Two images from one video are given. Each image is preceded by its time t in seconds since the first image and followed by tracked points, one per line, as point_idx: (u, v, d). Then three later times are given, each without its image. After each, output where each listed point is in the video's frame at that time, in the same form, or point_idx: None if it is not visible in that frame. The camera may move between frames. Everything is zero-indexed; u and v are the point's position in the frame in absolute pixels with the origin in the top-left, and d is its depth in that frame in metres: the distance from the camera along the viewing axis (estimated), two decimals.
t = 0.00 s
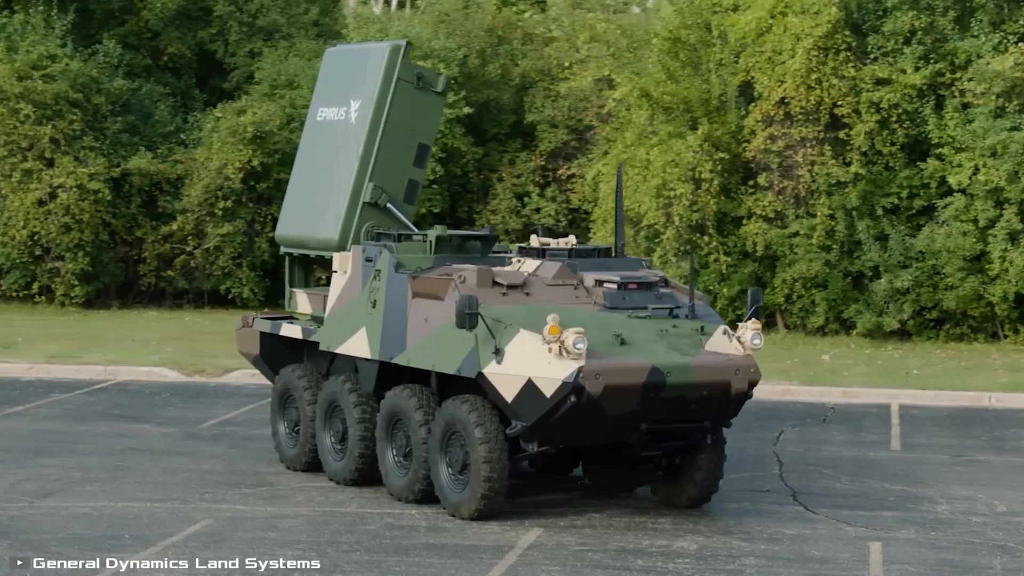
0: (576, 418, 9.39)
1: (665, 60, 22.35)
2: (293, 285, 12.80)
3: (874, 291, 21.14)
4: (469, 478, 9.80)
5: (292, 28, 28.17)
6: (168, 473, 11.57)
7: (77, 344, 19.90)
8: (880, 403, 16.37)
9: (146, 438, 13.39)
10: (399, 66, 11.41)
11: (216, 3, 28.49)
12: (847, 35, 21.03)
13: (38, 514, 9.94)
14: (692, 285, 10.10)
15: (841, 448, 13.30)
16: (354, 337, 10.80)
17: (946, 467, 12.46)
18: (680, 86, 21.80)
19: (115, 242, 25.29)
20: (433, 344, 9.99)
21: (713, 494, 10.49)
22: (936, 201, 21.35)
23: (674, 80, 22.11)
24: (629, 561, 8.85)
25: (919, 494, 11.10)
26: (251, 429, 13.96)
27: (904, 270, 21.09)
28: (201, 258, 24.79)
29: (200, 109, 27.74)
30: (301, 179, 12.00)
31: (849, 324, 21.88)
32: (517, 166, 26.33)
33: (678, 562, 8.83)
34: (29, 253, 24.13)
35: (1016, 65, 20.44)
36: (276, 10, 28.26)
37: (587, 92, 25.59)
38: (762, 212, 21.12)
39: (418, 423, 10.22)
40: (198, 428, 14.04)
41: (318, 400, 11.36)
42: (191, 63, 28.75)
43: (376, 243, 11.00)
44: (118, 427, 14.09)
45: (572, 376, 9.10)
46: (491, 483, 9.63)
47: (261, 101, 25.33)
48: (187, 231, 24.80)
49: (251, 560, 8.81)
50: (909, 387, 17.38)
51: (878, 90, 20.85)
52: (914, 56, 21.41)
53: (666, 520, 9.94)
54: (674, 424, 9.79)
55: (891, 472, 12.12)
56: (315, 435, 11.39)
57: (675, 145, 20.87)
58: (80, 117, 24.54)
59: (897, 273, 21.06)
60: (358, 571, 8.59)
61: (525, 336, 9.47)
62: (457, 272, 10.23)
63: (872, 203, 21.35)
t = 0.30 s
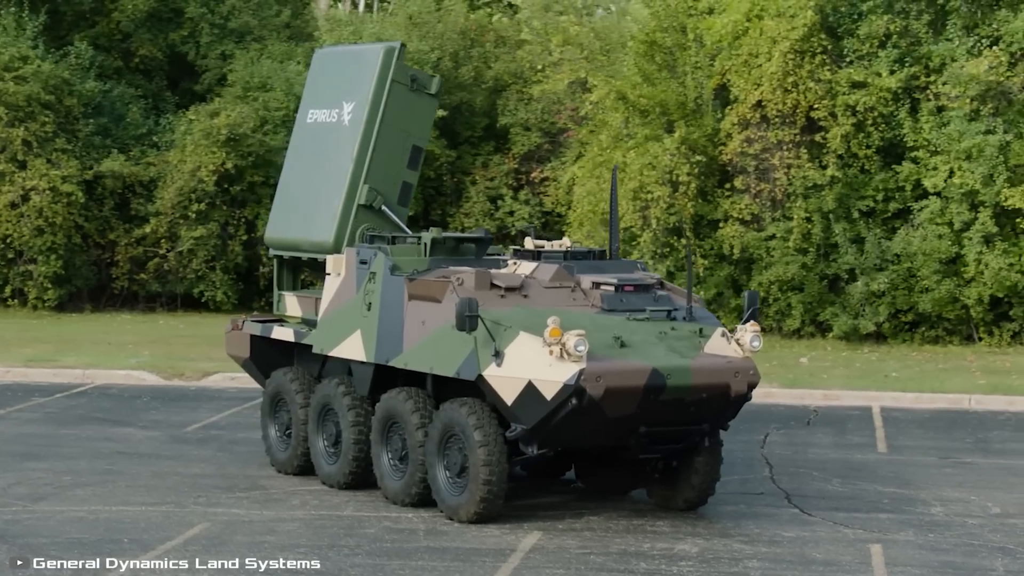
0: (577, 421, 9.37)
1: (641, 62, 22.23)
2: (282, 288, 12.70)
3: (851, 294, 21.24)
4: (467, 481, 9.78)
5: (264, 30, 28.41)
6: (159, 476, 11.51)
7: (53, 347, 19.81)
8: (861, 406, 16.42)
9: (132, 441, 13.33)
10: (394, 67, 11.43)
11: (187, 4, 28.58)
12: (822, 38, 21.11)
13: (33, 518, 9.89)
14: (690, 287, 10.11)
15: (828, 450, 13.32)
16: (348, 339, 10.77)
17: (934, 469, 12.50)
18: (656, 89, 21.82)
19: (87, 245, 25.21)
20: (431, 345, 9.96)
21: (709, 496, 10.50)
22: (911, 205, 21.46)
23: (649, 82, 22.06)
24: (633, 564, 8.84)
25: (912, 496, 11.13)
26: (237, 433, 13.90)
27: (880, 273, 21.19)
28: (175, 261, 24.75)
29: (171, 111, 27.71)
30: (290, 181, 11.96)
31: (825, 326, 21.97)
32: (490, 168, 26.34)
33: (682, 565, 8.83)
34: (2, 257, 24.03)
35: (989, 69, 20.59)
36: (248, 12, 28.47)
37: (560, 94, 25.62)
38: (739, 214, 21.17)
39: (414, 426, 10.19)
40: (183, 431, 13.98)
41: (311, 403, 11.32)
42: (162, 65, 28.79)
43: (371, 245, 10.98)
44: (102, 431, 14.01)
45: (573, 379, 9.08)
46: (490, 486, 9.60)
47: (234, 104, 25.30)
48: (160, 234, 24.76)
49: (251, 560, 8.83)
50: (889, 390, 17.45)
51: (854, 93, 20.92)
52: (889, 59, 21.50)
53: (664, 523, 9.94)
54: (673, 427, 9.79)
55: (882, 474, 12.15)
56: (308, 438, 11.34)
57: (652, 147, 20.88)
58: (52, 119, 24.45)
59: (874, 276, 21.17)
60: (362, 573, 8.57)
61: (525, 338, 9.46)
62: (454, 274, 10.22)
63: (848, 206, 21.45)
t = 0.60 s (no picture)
0: (577, 425, 9.37)
1: (623, 65, 22.25)
2: (273, 291, 12.63)
3: (832, 298, 21.31)
4: (467, 485, 9.76)
5: (240, 33, 29.21)
6: (153, 481, 11.45)
7: (34, 352, 19.72)
8: (847, 409, 16.44)
9: (121, 446, 13.26)
10: (389, 71, 11.45)
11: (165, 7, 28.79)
12: (803, 42, 21.20)
13: (31, 524, 9.84)
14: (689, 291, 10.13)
15: (818, 454, 13.33)
16: (345, 344, 10.76)
17: (926, 472, 12.52)
18: (638, 92, 21.85)
19: (65, 249, 25.15)
20: (430, 349, 9.95)
21: (706, 500, 10.49)
22: (892, 208, 21.55)
23: (630, 85, 22.10)
24: (636, 567, 8.83)
25: (908, 499, 11.13)
26: (226, 437, 13.84)
27: (862, 276, 21.26)
28: (154, 265, 24.72)
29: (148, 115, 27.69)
30: (277, 183, 11.91)
31: (805, 330, 22.05)
32: (468, 172, 26.31)
33: (685, 568, 8.82)
34: None
35: (968, 73, 20.70)
36: (225, 14, 29.17)
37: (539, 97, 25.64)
38: (721, 218, 21.19)
39: (412, 430, 10.17)
40: (171, 436, 13.91)
41: (305, 408, 11.29)
42: (138, 68, 28.77)
43: (366, 249, 10.97)
44: (89, 436, 13.94)
45: (574, 383, 9.07)
46: (490, 490, 9.58)
47: (213, 108, 25.27)
48: (138, 238, 24.70)
49: (251, 560, 8.90)
50: (874, 394, 17.47)
51: (835, 97, 21.00)
52: (869, 63, 21.61)
53: (663, 527, 9.93)
54: (673, 430, 9.79)
55: (874, 477, 12.16)
56: (303, 442, 11.31)
57: (634, 151, 20.91)
58: (30, 122, 24.38)
59: (855, 279, 21.25)
60: None
61: (525, 341, 9.46)
62: (453, 277, 10.22)
63: (829, 209, 21.53)
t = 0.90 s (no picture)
0: (579, 432, 9.36)
1: (603, 71, 22.24)
2: (263, 298, 12.54)
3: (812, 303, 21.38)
4: (467, 491, 9.74)
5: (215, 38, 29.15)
6: (146, 488, 11.40)
7: (13, 358, 19.62)
8: (831, 415, 16.48)
9: (110, 453, 13.19)
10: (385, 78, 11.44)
11: (139, 12, 28.75)
12: (781, 49, 21.38)
13: (28, 531, 9.80)
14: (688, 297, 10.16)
15: (808, 459, 13.36)
16: (341, 350, 10.74)
17: (918, 478, 12.55)
18: (617, 99, 21.89)
19: (40, 255, 25.07)
20: (429, 355, 9.94)
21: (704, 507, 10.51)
22: (870, 214, 21.66)
23: (609, 92, 22.12)
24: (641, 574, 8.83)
25: (902, 504, 11.16)
26: (214, 445, 13.78)
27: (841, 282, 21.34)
28: (129, 271, 24.67)
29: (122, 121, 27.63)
30: (272, 191, 11.90)
31: (784, 335, 22.13)
32: (444, 178, 26.24)
33: (691, 575, 8.82)
34: None
35: (946, 80, 20.77)
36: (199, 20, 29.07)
37: (516, 102, 25.67)
38: (700, 224, 21.21)
39: (411, 436, 10.15)
40: (159, 443, 13.85)
41: (300, 414, 11.25)
42: (112, 73, 28.69)
43: (363, 255, 10.97)
44: (76, 443, 13.86)
45: (577, 389, 9.07)
46: (491, 496, 9.56)
47: (188, 113, 25.22)
48: (114, 244, 24.66)
49: (251, 560, 9.05)
50: (857, 399, 17.52)
51: (814, 104, 21.16)
52: (847, 70, 21.73)
53: (663, 533, 9.94)
54: (673, 437, 9.80)
55: (866, 482, 12.19)
56: (297, 449, 11.27)
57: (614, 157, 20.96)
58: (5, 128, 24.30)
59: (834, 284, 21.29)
60: None
61: (527, 348, 9.45)
62: (452, 284, 10.22)
63: (808, 215, 21.63)
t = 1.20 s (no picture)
0: (581, 440, 9.36)
1: (582, 78, 22.24)
2: (255, 305, 12.48)
3: (792, 310, 21.49)
4: (468, 500, 9.72)
5: (191, 45, 29.48)
6: (141, 497, 11.34)
7: None
8: (817, 422, 16.50)
9: (98, 463, 13.11)
10: (381, 85, 11.37)
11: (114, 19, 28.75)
12: (762, 58, 21.53)
13: (26, 542, 9.74)
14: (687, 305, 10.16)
15: (799, 467, 13.38)
16: (338, 358, 10.72)
17: (910, 485, 12.57)
18: (597, 106, 21.95)
19: (16, 263, 24.99)
20: (429, 364, 9.93)
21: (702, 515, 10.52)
22: (850, 222, 21.76)
23: (590, 99, 22.13)
24: None
25: (898, 511, 11.18)
26: (203, 453, 13.72)
27: (821, 288, 21.44)
28: (107, 279, 24.63)
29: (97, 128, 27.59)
30: (265, 197, 11.81)
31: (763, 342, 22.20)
32: (422, 185, 26.07)
33: None
34: None
35: (926, 88, 20.84)
36: (175, 28, 29.33)
37: (493, 109, 25.68)
38: (681, 232, 21.22)
39: (410, 445, 10.13)
40: (148, 452, 13.78)
41: (296, 422, 11.21)
42: (87, 80, 28.63)
43: (359, 263, 10.96)
44: (64, 452, 13.78)
45: (580, 398, 9.07)
46: (492, 505, 9.55)
47: (165, 120, 25.17)
48: (91, 251, 24.60)
49: (251, 560, 9.25)
50: (841, 406, 17.54)
51: (793, 111, 21.24)
52: (826, 78, 21.84)
53: (663, 541, 9.94)
54: (674, 445, 9.81)
55: (858, 489, 12.21)
56: (293, 458, 11.23)
57: (595, 164, 21.04)
58: None
59: (814, 292, 21.42)
60: None
61: (529, 356, 9.45)
62: (451, 292, 10.21)
63: (788, 223, 21.72)
